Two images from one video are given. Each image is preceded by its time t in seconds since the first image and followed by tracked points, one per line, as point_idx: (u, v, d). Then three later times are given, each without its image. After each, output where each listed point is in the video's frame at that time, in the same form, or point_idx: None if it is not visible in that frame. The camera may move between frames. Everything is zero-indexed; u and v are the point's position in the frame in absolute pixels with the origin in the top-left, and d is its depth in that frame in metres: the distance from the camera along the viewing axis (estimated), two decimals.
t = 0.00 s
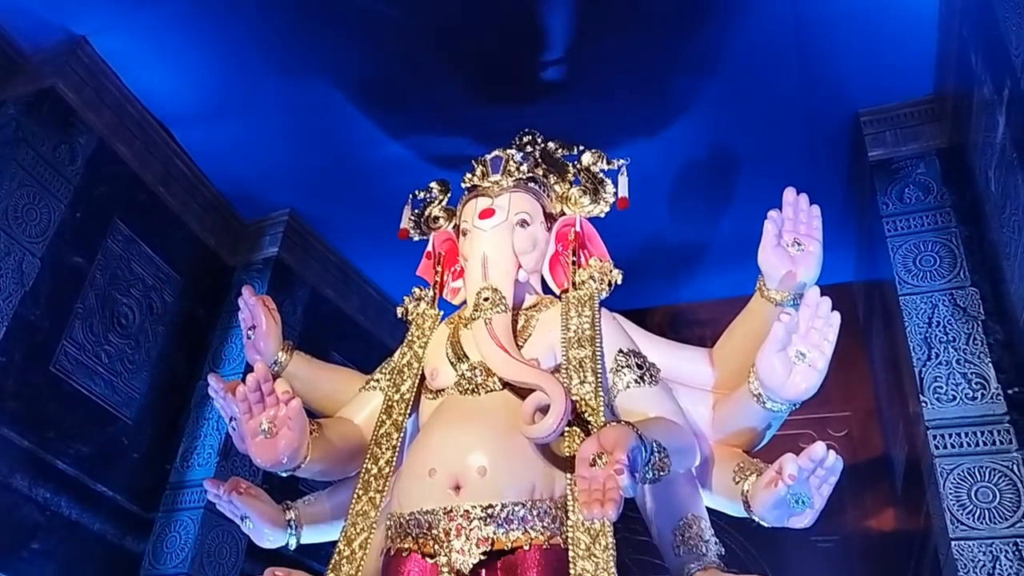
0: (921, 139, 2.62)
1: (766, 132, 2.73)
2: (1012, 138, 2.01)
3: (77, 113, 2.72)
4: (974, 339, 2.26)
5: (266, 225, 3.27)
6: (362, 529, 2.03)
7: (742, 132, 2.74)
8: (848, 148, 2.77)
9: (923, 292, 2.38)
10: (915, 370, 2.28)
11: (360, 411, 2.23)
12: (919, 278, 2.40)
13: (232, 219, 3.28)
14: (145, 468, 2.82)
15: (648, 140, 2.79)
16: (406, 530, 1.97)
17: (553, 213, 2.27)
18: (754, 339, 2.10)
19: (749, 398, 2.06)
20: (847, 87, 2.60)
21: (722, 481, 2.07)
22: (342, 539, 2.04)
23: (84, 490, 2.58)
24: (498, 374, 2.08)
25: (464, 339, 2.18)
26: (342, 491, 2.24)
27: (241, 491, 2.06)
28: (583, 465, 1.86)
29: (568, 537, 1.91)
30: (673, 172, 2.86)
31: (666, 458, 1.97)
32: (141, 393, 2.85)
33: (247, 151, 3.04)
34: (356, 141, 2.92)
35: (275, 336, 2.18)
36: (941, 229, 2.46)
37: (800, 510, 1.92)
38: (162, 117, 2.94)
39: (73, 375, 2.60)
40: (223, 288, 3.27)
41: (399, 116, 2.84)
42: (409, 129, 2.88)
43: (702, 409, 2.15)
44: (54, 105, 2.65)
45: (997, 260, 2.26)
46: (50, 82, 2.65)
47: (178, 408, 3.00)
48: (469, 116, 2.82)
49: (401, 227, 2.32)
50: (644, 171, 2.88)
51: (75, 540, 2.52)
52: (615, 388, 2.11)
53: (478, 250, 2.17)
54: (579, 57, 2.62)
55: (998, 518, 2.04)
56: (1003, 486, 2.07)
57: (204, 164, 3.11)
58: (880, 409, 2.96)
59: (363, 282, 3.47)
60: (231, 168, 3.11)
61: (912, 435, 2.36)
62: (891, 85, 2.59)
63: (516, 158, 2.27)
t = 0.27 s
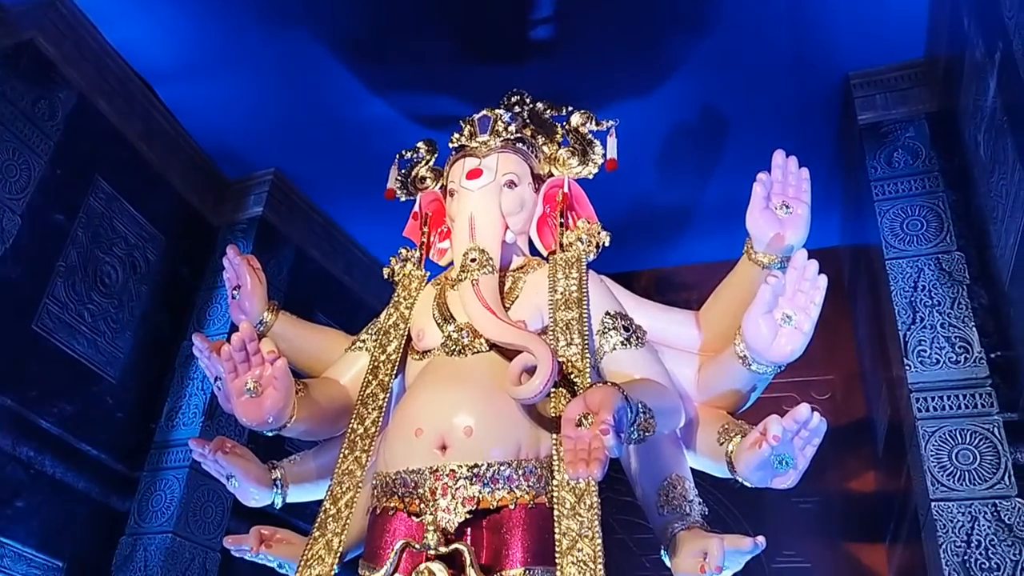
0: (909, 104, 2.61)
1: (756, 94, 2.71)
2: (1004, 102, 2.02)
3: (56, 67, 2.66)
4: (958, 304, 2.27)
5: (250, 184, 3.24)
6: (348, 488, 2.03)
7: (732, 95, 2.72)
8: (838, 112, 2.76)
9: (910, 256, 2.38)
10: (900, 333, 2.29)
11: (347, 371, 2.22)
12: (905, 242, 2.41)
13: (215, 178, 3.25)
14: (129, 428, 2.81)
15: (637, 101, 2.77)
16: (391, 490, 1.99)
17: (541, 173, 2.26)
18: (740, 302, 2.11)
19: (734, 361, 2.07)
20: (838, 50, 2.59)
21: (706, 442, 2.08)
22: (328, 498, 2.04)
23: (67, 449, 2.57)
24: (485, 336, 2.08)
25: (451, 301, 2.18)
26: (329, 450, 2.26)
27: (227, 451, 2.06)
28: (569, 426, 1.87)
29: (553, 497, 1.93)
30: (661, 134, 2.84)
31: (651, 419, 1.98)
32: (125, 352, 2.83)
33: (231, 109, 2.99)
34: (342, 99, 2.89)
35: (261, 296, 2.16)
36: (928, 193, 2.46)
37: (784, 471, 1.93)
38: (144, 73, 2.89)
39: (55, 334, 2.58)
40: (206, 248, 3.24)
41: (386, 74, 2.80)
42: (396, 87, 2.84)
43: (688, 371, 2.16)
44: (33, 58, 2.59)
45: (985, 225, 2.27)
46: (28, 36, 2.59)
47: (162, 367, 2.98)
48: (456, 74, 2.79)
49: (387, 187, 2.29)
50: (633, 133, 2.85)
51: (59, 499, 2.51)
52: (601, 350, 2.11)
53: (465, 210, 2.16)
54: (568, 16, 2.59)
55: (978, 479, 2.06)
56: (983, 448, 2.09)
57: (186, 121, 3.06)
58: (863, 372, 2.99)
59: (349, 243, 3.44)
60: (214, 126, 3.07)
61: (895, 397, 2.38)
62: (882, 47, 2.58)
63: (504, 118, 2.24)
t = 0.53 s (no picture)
0: (900, 83, 2.62)
1: (747, 73, 2.70)
2: (993, 83, 2.03)
3: (40, 38, 2.61)
4: (944, 284, 2.29)
5: (236, 159, 3.22)
6: (335, 465, 2.03)
7: (722, 73, 2.71)
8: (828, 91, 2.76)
9: (897, 237, 2.39)
10: (886, 314, 2.30)
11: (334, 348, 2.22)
12: (893, 223, 2.41)
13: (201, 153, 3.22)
14: (115, 404, 2.80)
15: (627, 79, 2.76)
16: (378, 466, 1.99)
17: (530, 151, 2.24)
18: (728, 282, 2.11)
19: (721, 340, 2.08)
20: (830, 28, 2.58)
21: (692, 421, 2.09)
22: (315, 474, 2.04)
23: (53, 425, 2.56)
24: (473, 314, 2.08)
25: (439, 278, 2.17)
26: (316, 427, 2.25)
27: (213, 427, 2.05)
28: (556, 404, 1.87)
29: (540, 474, 1.93)
30: (651, 111, 2.83)
31: (638, 397, 1.98)
32: (110, 328, 2.82)
33: (217, 82, 2.96)
34: (330, 74, 2.86)
35: (247, 273, 2.15)
36: (917, 173, 2.47)
37: (768, 449, 1.94)
38: (128, 45, 2.86)
39: (39, 309, 2.56)
40: (192, 223, 3.22)
41: (374, 49, 2.78)
42: (385, 62, 2.82)
43: (675, 350, 2.16)
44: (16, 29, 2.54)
45: (972, 206, 2.28)
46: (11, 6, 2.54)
47: (148, 343, 2.97)
48: (445, 50, 2.77)
49: (376, 163, 2.27)
50: (622, 111, 2.84)
51: (44, 474, 2.50)
52: (589, 328, 2.11)
53: (454, 187, 2.15)
54: None
55: (960, 458, 2.08)
56: (966, 427, 2.11)
57: (172, 95, 3.03)
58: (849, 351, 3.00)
59: (336, 220, 3.42)
60: (200, 99, 3.04)
61: (880, 377, 2.40)
62: (873, 27, 2.57)
63: (493, 95, 2.23)
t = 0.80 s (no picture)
0: (884, 84, 2.63)
1: (732, 72, 2.71)
2: (976, 84, 2.05)
3: (20, 29, 2.57)
4: (926, 284, 2.30)
5: (220, 153, 3.19)
6: (318, 462, 2.03)
7: (707, 71, 2.71)
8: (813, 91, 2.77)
9: (880, 237, 2.40)
10: (868, 313, 2.32)
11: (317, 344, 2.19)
12: (876, 222, 2.43)
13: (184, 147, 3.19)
14: (96, 400, 2.78)
15: (613, 76, 2.76)
16: (361, 464, 1.98)
17: (516, 148, 2.24)
18: (712, 280, 2.12)
19: (705, 338, 2.08)
20: (816, 28, 2.59)
21: (676, 419, 2.10)
22: (297, 471, 2.04)
23: (33, 421, 2.53)
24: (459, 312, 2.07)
25: (424, 275, 2.17)
26: (299, 423, 2.24)
27: (195, 424, 2.04)
28: (540, 401, 1.87)
29: (523, 472, 1.93)
30: (637, 109, 2.83)
31: (622, 395, 1.99)
32: (91, 323, 2.79)
33: (200, 75, 2.93)
34: (315, 68, 2.85)
35: (229, 268, 2.13)
36: (900, 173, 2.48)
37: (751, 447, 1.96)
38: (110, 37, 2.83)
39: (19, 303, 2.54)
40: (175, 217, 3.20)
41: (360, 43, 2.77)
42: (370, 57, 2.81)
43: (659, 348, 2.16)
44: None
45: (954, 206, 2.29)
46: None
47: (129, 338, 2.95)
48: (431, 45, 2.76)
49: (360, 159, 2.25)
50: (608, 109, 2.84)
51: (24, 470, 2.48)
52: (574, 326, 2.11)
53: (439, 184, 2.14)
54: None
55: (941, 457, 2.09)
56: (947, 427, 2.12)
57: (155, 88, 3.00)
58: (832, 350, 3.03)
59: (320, 215, 3.41)
60: (182, 92, 3.02)
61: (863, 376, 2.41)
62: (858, 26, 2.58)
63: (479, 91, 2.21)
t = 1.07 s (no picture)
0: (870, 86, 2.64)
1: (717, 75, 2.72)
2: (960, 88, 2.06)
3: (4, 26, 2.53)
4: (911, 286, 2.31)
5: (205, 152, 3.17)
6: (303, 463, 2.02)
7: (694, 73, 2.72)
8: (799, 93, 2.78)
9: (865, 239, 2.41)
10: (854, 315, 2.33)
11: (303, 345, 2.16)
12: (861, 225, 2.44)
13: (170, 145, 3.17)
14: (78, 400, 2.76)
15: (601, 77, 2.76)
16: (347, 465, 1.97)
17: (504, 149, 2.23)
18: (699, 282, 2.12)
19: (691, 340, 2.08)
20: (802, 31, 2.60)
21: (662, 420, 2.10)
22: (282, 472, 2.03)
23: (15, 421, 2.51)
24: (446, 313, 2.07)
25: (411, 276, 2.16)
26: (285, 424, 2.23)
27: (179, 425, 2.03)
28: (527, 402, 1.87)
29: (509, 473, 1.93)
30: (626, 108, 2.82)
31: (608, 397, 1.99)
32: (74, 323, 2.77)
33: (185, 73, 2.91)
34: (300, 68, 2.83)
35: (215, 268, 2.12)
36: (885, 176, 2.50)
37: (737, 449, 1.95)
38: (94, 34, 2.81)
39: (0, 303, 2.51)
40: (159, 216, 3.17)
41: (347, 42, 2.76)
42: (356, 55, 2.79)
43: (646, 349, 2.15)
44: None
45: (939, 209, 2.31)
46: None
47: (113, 337, 2.93)
48: (418, 45, 2.76)
49: (346, 159, 2.22)
50: (595, 109, 2.84)
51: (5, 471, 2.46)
52: (561, 327, 2.11)
53: (426, 184, 2.13)
54: None
55: (925, 459, 2.11)
56: (931, 428, 2.13)
57: (139, 86, 2.98)
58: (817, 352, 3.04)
59: (306, 215, 3.39)
60: (168, 91, 3.00)
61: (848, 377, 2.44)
62: (844, 28, 2.59)
63: (467, 92, 2.20)
